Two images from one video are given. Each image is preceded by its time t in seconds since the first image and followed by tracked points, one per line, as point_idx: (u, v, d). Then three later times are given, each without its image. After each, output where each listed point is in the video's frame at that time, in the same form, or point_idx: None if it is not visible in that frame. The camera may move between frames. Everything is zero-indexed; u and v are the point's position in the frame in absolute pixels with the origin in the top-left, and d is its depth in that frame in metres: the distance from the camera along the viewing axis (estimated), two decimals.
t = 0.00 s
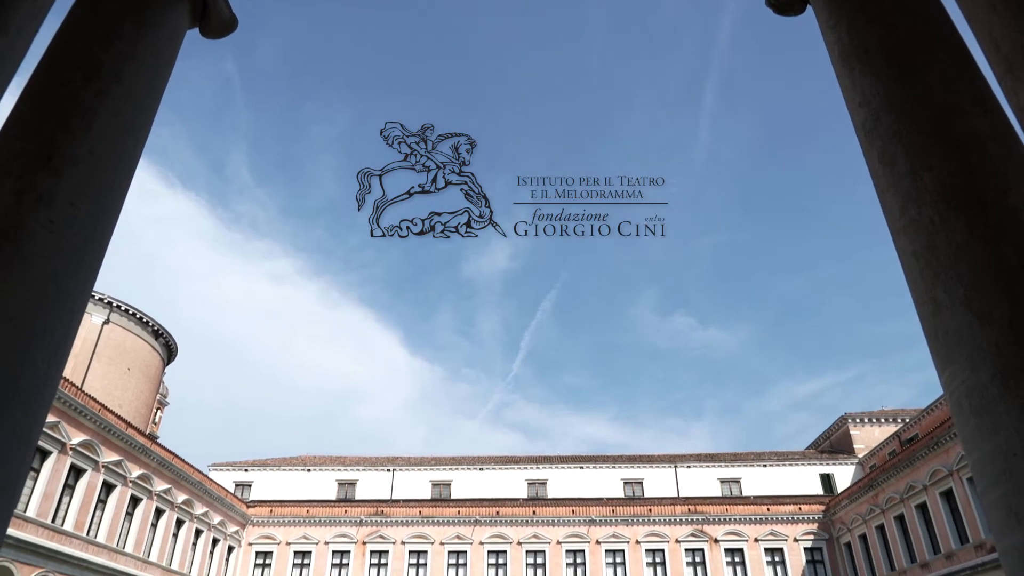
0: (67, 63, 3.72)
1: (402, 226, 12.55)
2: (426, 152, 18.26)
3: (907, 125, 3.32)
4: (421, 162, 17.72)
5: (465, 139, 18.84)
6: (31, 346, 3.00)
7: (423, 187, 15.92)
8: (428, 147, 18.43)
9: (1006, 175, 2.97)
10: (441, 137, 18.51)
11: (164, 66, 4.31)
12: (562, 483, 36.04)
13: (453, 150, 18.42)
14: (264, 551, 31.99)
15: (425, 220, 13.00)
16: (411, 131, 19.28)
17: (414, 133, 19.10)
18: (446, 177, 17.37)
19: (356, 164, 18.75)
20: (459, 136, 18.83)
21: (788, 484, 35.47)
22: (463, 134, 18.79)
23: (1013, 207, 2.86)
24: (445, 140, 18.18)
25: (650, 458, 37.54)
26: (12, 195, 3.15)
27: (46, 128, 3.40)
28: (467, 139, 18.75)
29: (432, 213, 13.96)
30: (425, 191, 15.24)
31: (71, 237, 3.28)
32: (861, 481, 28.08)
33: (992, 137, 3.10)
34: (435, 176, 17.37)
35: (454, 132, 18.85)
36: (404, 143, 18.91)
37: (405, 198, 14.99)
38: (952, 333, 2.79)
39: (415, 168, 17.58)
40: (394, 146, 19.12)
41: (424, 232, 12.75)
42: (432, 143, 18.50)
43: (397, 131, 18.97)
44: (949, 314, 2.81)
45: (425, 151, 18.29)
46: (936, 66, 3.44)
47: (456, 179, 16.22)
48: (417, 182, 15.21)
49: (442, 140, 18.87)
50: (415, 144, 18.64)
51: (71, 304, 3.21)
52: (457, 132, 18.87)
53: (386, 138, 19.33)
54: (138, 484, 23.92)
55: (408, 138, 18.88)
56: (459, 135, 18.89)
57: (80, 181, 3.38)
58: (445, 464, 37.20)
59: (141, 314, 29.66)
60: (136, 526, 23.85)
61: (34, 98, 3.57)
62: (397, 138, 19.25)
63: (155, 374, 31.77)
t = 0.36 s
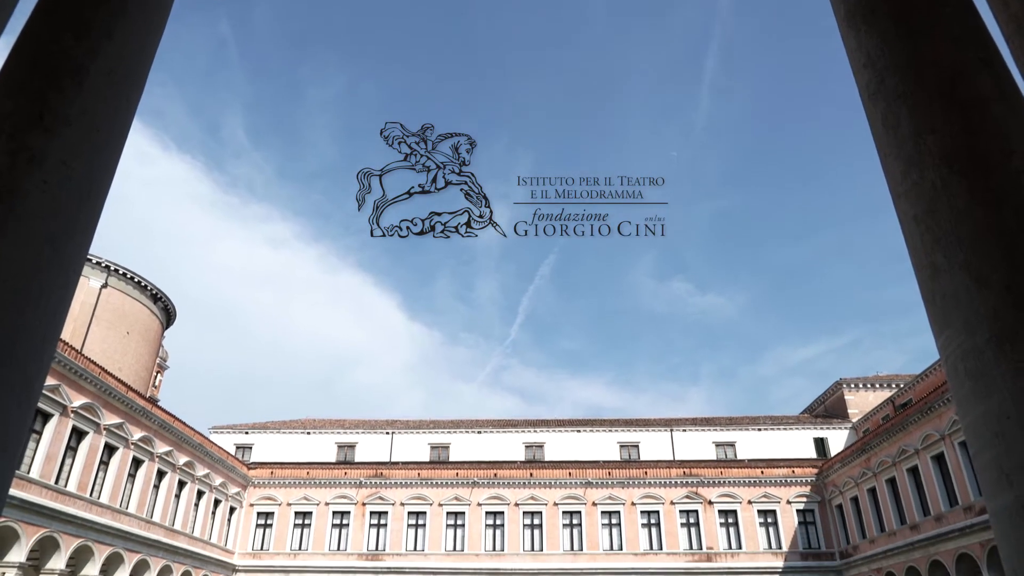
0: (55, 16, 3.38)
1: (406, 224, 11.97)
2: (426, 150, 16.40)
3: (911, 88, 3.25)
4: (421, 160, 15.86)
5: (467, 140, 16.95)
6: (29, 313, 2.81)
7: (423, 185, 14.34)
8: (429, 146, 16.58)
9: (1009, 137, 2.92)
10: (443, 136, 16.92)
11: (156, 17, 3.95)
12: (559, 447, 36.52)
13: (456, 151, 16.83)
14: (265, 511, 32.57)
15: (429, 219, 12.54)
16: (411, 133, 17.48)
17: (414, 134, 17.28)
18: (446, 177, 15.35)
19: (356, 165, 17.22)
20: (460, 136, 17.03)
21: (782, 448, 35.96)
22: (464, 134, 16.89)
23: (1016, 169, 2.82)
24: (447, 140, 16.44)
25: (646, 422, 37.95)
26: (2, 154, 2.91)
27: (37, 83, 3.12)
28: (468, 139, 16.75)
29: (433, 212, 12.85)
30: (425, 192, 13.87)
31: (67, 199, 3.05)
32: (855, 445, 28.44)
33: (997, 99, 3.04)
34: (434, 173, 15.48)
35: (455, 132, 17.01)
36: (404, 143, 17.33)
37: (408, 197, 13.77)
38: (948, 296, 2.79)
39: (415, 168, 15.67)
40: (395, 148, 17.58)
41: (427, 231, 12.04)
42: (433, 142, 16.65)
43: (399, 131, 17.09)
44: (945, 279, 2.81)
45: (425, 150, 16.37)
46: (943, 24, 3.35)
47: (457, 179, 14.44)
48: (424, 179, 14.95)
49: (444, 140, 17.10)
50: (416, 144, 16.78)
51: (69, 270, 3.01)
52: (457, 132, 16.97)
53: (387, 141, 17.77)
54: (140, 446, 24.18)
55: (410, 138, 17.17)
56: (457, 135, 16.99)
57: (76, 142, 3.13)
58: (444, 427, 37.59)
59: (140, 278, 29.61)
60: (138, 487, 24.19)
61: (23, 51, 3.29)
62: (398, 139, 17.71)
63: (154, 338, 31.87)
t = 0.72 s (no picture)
0: None
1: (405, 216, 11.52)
2: (426, 150, 13.57)
3: (915, 51, 3.19)
4: (420, 162, 13.27)
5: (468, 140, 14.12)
6: (24, 278, 2.78)
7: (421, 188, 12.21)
8: (429, 146, 13.72)
9: (1013, 100, 2.88)
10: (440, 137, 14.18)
11: None
12: (555, 412, 36.86)
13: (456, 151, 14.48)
14: (265, 475, 33.00)
15: (428, 219, 11.28)
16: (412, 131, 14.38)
17: (415, 134, 14.19)
18: (450, 182, 12.79)
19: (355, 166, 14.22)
20: (463, 135, 14.12)
21: (776, 413, 36.34)
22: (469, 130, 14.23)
23: (1018, 133, 2.78)
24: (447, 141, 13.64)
25: (642, 388, 38.22)
26: None
27: (25, 43, 3.00)
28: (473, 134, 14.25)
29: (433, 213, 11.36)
30: (424, 190, 12.11)
31: (59, 161, 2.98)
32: (848, 411, 28.72)
33: (1002, 62, 2.98)
34: (436, 176, 12.86)
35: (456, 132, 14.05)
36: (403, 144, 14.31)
37: (407, 196, 11.97)
38: (946, 261, 2.79)
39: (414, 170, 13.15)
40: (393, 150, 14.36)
41: (427, 232, 11.14)
42: (433, 140, 13.85)
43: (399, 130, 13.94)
44: (944, 244, 2.80)
45: (425, 151, 13.51)
46: None
47: (458, 179, 12.42)
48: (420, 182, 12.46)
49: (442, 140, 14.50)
50: (416, 145, 13.88)
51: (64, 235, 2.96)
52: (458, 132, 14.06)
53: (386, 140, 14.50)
54: (140, 411, 24.37)
55: (412, 139, 14.23)
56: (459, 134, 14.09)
57: (66, 102, 3.03)
58: (441, 393, 37.84)
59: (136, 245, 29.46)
60: (139, 451, 24.43)
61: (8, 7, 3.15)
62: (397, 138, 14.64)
63: (151, 303, 31.83)
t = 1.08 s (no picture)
0: None
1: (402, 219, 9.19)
2: (430, 149, 10.54)
3: (920, 13, 3.10)
4: (418, 163, 10.32)
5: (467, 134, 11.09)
6: (21, 241, 2.75)
7: (422, 191, 9.65)
8: (429, 144, 10.68)
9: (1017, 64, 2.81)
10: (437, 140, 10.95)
11: None
12: (552, 380, 37.13)
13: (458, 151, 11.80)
14: (264, 442, 33.30)
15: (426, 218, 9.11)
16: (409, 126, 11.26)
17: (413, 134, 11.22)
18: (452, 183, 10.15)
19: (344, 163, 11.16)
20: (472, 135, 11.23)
21: (772, 381, 36.63)
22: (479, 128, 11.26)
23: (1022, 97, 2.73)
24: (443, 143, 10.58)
25: (639, 356, 38.43)
26: None
27: None
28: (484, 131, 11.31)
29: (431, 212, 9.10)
30: (423, 192, 9.59)
31: (49, 125, 2.89)
32: (843, 380, 28.93)
33: (1009, 23, 2.89)
34: (435, 178, 10.09)
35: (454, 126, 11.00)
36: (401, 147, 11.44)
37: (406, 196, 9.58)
38: (945, 228, 2.78)
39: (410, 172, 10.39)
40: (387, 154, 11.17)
41: (425, 233, 8.97)
42: (436, 137, 10.87)
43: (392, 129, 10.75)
44: (944, 211, 2.78)
45: (427, 151, 10.50)
46: None
47: (462, 179, 9.76)
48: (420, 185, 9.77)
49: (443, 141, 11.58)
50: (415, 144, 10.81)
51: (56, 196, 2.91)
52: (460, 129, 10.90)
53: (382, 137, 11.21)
54: (139, 379, 24.49)
55: (409, 139, 11.00)
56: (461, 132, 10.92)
57: (55, 64, 2.89)
58: (439, 360, 38.05)
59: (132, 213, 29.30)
60: (139, 419, 24.63)
61: None
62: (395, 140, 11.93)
63: (148, 272, 31.79)
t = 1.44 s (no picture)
0: None
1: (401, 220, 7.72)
2: (430, 149, 8.63)
3: None
4: (417, 163, 8.49)
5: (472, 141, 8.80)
6: (11, 209, 2.69)
7: (422, 194, 8.03)
8: (429, 144, 8.84)
9: None
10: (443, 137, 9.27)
11: None
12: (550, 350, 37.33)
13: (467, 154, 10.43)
14: (264, 411, 33.53)
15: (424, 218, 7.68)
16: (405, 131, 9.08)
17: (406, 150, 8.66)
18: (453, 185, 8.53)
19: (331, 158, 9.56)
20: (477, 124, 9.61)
21: (768, 352, 36.83)
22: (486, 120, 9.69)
23: None
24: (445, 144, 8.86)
25: (636, 327, 38.57)
26: None
27: None
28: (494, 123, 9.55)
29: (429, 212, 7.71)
30: (422, 192, 8.08)
31: (41, 89, 2.82)
32: (840, 350, 29.07)
33: None
34: (436, 180, 8.29)
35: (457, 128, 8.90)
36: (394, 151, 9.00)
37: (405, 196, 8.08)
38: (946, 197, 2.76)
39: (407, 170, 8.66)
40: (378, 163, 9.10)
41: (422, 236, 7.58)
42: (435, 139, 8.84)
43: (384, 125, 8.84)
44: (945, 181, 2.76)
45: (426, 151, 8.62)
46: None
47: (468, 182, 8.05)
48: (419, 187, 8.12)
49: (444, 139, 9.72)
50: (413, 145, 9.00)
51: (47, 163, 2.86)
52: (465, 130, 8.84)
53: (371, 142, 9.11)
54: (138, 348, 24.54)
55: (408, 139, 9.15)
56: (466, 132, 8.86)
57: (44, 27, 2.81)
58: (437, 331, 38.17)
59: (128, 182, 29.10)
60: (139, 388, 24.76)
61: None
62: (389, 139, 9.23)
63: (145, 241, 31.70)
